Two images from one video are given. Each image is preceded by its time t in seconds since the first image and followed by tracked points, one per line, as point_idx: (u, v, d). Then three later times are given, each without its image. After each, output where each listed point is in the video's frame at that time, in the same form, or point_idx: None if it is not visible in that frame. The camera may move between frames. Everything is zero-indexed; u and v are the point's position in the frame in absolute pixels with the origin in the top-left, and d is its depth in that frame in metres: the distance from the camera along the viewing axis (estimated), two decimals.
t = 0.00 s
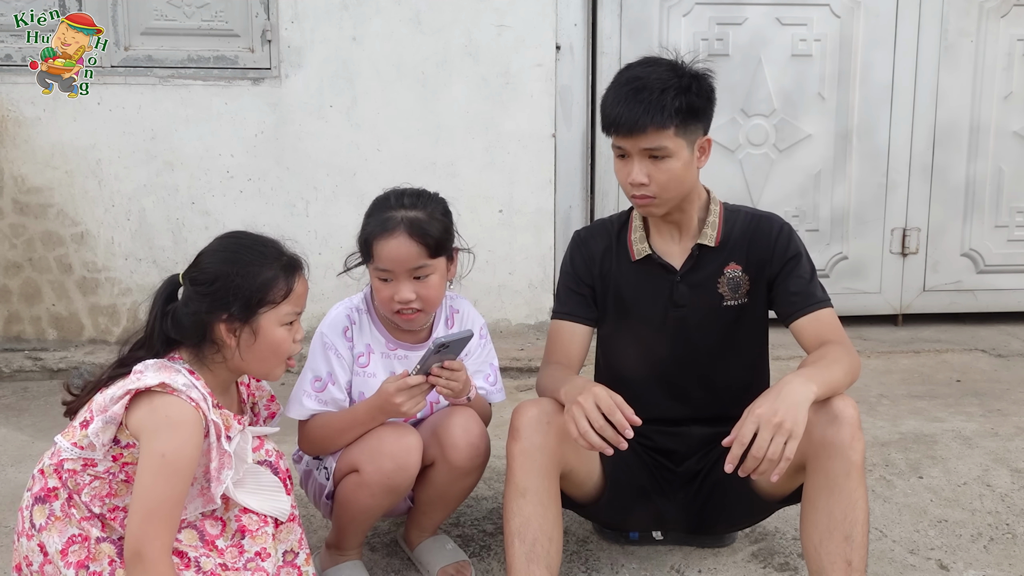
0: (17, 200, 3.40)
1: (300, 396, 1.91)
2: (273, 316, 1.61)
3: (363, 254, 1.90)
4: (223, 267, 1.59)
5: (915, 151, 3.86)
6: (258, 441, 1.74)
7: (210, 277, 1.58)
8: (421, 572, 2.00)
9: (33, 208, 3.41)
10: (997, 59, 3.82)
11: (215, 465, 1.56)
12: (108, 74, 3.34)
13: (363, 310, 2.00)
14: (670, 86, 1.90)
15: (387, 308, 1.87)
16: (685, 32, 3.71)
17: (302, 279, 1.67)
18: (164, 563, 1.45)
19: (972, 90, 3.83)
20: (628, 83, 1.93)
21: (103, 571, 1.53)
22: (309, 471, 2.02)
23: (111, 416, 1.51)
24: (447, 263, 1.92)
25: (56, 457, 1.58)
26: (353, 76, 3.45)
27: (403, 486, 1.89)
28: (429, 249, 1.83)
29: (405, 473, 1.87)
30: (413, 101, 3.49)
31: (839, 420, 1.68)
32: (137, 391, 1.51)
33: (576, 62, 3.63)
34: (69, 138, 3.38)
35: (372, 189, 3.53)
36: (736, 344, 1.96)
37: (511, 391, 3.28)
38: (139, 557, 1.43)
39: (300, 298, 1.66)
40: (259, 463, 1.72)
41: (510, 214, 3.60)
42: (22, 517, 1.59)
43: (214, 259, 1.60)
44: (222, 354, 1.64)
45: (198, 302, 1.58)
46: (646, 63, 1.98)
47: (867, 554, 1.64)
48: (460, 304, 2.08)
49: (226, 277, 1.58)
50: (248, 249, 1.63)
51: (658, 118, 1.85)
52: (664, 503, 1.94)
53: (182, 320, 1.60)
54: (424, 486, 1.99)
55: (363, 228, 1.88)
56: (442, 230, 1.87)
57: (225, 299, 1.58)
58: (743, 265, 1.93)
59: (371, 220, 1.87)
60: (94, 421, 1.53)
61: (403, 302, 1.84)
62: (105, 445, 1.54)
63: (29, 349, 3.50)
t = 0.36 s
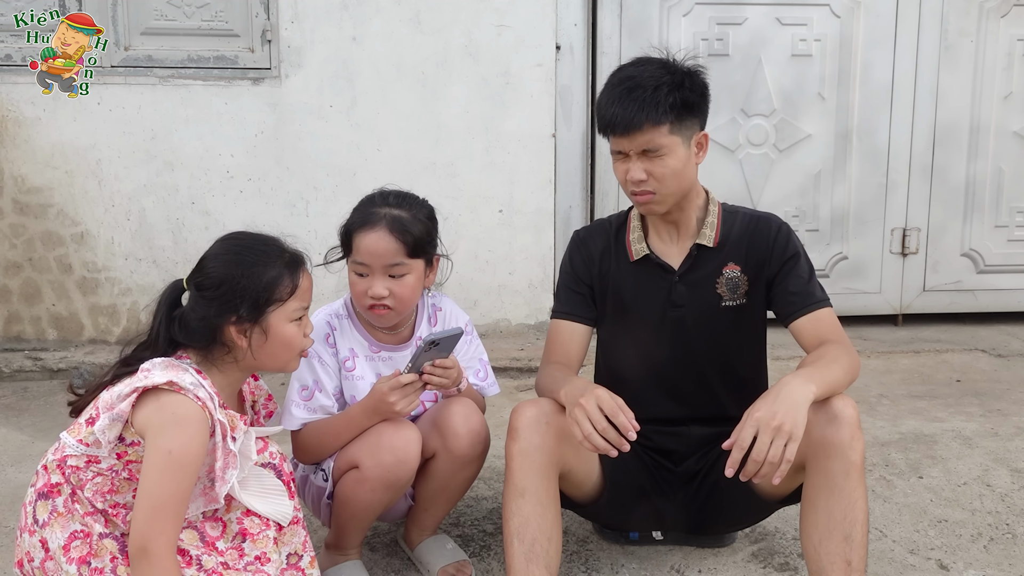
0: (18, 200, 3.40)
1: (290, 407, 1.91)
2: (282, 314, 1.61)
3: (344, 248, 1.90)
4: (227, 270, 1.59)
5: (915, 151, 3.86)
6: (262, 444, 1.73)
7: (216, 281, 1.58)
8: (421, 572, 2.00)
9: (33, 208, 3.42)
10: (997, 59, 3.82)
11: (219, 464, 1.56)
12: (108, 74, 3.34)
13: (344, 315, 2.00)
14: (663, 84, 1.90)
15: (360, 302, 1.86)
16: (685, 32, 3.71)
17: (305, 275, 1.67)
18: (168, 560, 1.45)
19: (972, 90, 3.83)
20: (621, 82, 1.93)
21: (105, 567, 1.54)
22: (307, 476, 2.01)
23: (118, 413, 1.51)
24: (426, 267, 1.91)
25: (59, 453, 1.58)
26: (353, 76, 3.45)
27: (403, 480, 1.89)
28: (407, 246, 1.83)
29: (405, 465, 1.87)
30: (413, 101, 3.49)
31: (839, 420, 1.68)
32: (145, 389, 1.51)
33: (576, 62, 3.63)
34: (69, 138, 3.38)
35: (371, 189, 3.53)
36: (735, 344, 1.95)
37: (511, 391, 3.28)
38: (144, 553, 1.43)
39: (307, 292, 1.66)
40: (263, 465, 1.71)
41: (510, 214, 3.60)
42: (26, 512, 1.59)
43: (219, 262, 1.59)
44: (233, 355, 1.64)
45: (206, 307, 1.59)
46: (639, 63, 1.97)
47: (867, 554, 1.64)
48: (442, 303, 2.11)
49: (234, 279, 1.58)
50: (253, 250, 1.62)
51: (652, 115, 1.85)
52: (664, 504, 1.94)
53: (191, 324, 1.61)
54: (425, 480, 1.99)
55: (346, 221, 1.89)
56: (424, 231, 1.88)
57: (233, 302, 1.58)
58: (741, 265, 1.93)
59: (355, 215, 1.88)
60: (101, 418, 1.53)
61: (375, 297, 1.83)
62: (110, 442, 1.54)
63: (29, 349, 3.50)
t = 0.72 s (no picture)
0: (18, 200, 3.40)
1: (286, 408, 1.91)
2: (273, 315, 1.62)
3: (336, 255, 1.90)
4: (221, 269, 1.59)
5: (915, 151, 3.86)
6: (258, 443, 1.73)
7: (209, 279, 1.58)
8: (421, 572, 2.00)
9: (33, 208, 3.42)
10: (997, 59, 3.82)
11: (214, 465, 1.56)
12: (108, 74, 3.34)
13: (337, 316, 2.00)
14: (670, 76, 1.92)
15: (349, 309, 1.88)
16: (685, 32, 3.71)
17: (299, 277, 1.67)
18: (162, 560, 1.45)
19: (972, 90, 3.83)
20: (640, 73, 1.96)
21: (100, 567, 1.54)
22: (305, 477, 2.01)
23: (113, 414, 1.51)
24: (418, 277, 1.91)
25: (56, 454, 1.59)
26: (353, 76, 3.45)
27: (402, 479, 1.89)
28: (398, 259, 1.83)
29: (402, 464, 1.87)
30: (413, 100, 3.49)
31: (840, 420, 1.68)
32: (139, 390, 1.51)
33: (576, 62, 3.63)
34: (69, 138, 3.38)
35: (371, 189, 3.53)
36: (737, 343, 1.95)
37: (511, 391, 3.28)
38: (137, 553, 1.43)
39: (299, 294, 1.66)
40: (259, 465, 1.71)
41: (510, 214, 3.60)
42: (22, 513, 1.60)
43: (213, 261, 1.60)
44: (225, 355, 1.64)
45: (198, 305, 1.58)
46: (637, 63, 2.01)
47: (867, 554, 1.64)
48: (435, 302, 2.11)
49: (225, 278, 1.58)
50: (247, 249, 1.62)
51: (665, 103, 1.86)
52: (664, 503, 1.94)
53: (183, 322, 1.60)
54: (424, 479, 1.99)
55: (340, 227, 1.89)
56: (415, 245, 1.86)
57: (225, 301, 1.58)
58: (741, 265, 1.93)
59: (349, 221, 1.88)
60: (95, 419, 1.53)
61: (363, 307, 1.84)
62: (105, 442, 1.54)
63: (29, 349, 3.50)
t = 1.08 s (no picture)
0: (17, 200, 3.40)
1: (287, 407, 1.91)
2: (266, 309, 1.62)
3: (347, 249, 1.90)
4: (215, 261, 1.60)
5: (915, 151, 3.86)
6: (253, 442, 1.74)
7: (204, 270, 1.59)
8: (421, 572, 2.00)
9: (33, 208, 3.42)
10: (997, 59, 3.82)
11: (204, 466, 1.56)
12: (108, 74, 3.34)
13: (341, 315, 2.00)
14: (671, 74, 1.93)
15: (355, 303, 1.87)
16: (685, 32, 3.71)
17: (291, 274, 1.68)
18: (151, 561, 1.44)
19: (972, 90, 3.83)
20: (649, 68, 1.97)
21: (93, 568, 1.54)
22: (305, 478, 2.01)
23: (103, 414, 1.52)
24: (426, 277, 1.92)
25: (48, 456, 1.59)
26: (353, 76, 3.45)
27: (403, 481, 1.89)
28: (411, 257, 1.83)
29: (404, 466, 1.87)
30: (413, 100, 3.49)
31: (844, 423, 1.68)
32: (129, 390, 1.51)
33: (576, 62, 3.63)
34: (69, 138, 3.38)
35: (371, 189, 3.53)
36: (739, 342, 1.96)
37: (510, 391, 3.28)
38: (125, 554, 1.43)
39: (293, 291, 1.67)
40: (254, 464, 1.72)
41: (510, 214, 3.60)
42: (16, 515, 1.60)
43: (206, 254, 1.61)
44: (217, 351, 1.63)
45: (191, 297, 1.58)
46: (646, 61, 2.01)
47: (870, 556, 1.63)
48: (439, 302, 2.11)
49: (220, 268, 1.59)
50: (240, 246, 1.63)
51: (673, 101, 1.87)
52: (665, 503, 1.94)
53: (174, 319, 1.60)
54: (424, 481, 1.99)
55: (352, 223, 1.89)
56: (427, 244, 1.87)
57: (219, 292, 1.58)
58: (743, 265, 1.94)
59: (362, 217, 1.88)
60: (86, 419, 1.54)
61: (370, 303, 1.84)
62: (96, 443, 1.55)
63: (29, 349, 3.50)
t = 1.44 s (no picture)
0: (17, 200, 3.40)
1: (290, 404, 1.90)
2: (263, 306, 1.61)
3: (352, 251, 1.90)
4: (213, 258, 1.60)
5: (915, 151, 3.86)
6: (252, 444, 1.73)
7: (201, 268, 1.59)
8: (421, 572, 2.00)
9: (33, 208, 3.41)
10: (997, 59, 3.82)
11: (199, 466, 1.56)
12: (108, 74, 3.34)
13: (345, 313, 1.99)
14: (680, 85, 1.91)
15: (359, 306, 1.87)
16: (685, 32, 3.71)
17: (289, 274, 1.68)
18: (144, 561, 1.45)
19: (972, 90, 3.83)
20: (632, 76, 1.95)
21: (91, 566, 1.54)
22: (306, 476, 2.01)
23: (100, 414, 1.52)
24: (430, 282, 1.92)
25: (48, 454, 1.59)
26: (353, 76, 3.45)
27: (403, 479, 1.88)
28: (416, 262, 1.83)
29: (404, 465, 1.87)
30: (413, 100, 3.49)
31: (845, 425, 1.68)
32: (126, 390, 1.51)
33: (576, 61, 3.63)
34: (69, 138, 3.38)
35: (372, 189, 3.53)
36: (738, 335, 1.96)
37: (510, 391, 3.28)
38: (118, 553, 1.44)
39: (290, 290, 1.67)
40: (252, 465, 1.71)
41: (510, 214, 3.60)
42: (16, 514, 1.59)
43: (203, 252, 1.62)
44: (214, 349, 1.63)
45: (189, 294, 1.58)
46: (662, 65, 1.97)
47: (870, 557, 1.64)
48: (442, 302, 2.11)
49: (218, 265, 1.59)
50: (238, 244, 1.64)
51: (663, 112, 1.86)
52: (664, 502, 1.95)
53: (171, 318, 1.60)
54: (425, 480, 1.99)
55: (359, 225, 1.89)
56: (433, 248, 1.87)
57: (218, 288, 1.58)
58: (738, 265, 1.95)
59: (369, 219, 1.88)
60: (83, 419, 1.54)
61: (374, 305, 1.84)
62: (93, 442, 1.55)
63: (29, 349, 3.50)
